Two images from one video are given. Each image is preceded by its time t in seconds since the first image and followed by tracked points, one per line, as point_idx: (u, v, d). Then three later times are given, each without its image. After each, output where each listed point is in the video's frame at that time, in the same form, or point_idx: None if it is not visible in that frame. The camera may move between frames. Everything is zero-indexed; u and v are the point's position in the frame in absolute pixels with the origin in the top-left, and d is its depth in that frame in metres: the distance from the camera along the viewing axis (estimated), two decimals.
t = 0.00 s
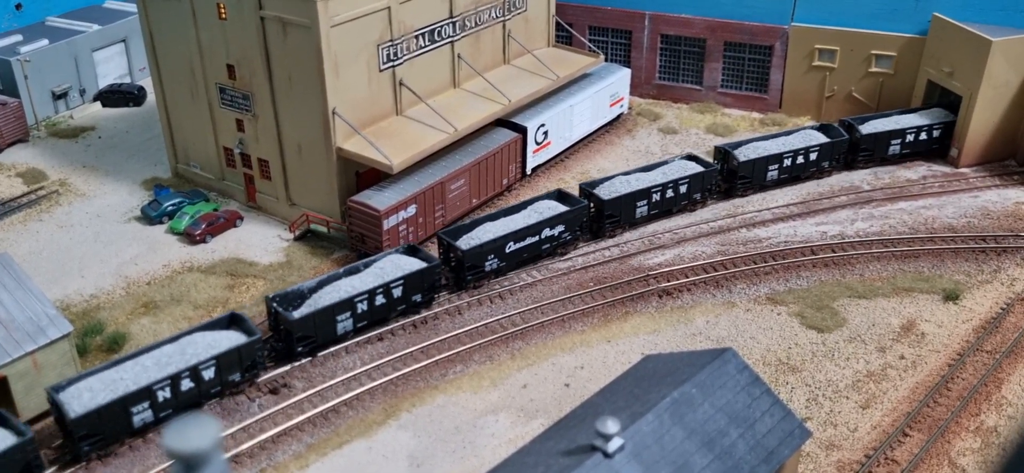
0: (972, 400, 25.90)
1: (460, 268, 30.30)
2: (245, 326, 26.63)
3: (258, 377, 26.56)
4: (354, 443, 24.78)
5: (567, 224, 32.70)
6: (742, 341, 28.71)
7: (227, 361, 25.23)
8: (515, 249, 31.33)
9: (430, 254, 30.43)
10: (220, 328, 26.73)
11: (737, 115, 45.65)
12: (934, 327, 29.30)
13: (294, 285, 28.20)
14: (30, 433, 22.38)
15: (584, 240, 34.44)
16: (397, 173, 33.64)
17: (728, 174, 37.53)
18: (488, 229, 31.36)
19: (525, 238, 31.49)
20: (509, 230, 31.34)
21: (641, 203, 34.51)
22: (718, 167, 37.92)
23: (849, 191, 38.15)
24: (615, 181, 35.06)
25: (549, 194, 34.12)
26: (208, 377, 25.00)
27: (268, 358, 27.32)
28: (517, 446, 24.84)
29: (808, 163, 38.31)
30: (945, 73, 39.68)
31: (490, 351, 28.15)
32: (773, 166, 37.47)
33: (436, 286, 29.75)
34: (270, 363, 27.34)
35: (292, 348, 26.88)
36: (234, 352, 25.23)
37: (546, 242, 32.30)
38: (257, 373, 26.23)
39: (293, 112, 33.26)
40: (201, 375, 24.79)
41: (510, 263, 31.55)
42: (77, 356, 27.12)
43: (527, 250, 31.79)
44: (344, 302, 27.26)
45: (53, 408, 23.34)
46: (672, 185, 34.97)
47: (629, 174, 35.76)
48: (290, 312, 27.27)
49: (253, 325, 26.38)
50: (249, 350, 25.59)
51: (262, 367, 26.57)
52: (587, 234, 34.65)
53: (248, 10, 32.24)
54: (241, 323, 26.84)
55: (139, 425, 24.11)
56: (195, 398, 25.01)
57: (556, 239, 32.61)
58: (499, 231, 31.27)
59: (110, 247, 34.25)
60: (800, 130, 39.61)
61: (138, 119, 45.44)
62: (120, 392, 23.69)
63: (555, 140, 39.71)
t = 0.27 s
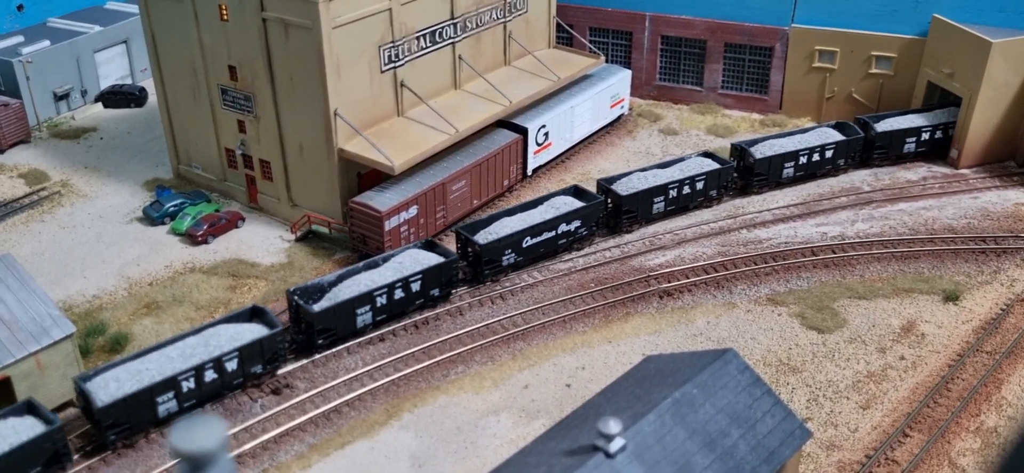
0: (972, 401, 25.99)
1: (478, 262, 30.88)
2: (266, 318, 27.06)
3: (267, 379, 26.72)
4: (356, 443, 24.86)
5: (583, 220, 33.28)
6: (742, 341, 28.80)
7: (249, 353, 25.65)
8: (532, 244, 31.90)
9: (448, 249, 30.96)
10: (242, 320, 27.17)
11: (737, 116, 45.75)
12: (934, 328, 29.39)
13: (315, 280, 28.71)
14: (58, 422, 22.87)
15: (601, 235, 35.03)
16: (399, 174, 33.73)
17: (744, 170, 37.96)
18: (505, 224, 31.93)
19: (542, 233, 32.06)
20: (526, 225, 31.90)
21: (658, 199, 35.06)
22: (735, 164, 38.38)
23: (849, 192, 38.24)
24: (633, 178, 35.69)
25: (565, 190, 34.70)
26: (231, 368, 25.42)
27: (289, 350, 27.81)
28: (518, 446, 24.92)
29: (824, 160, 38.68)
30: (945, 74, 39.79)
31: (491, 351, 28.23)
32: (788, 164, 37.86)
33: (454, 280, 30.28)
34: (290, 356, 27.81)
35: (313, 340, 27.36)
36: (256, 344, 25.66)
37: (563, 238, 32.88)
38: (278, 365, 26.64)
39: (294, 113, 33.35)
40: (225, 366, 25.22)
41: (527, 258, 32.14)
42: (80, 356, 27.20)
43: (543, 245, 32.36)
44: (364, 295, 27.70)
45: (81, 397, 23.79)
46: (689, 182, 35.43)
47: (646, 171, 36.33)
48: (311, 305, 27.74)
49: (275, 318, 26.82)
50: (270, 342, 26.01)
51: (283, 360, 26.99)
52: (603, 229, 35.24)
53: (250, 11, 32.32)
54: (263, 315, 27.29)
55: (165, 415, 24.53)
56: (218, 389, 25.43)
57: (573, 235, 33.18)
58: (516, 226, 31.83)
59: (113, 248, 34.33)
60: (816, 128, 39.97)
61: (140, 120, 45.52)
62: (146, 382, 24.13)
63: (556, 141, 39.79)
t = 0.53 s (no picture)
0: (970, 401, 26.02)
1: (495, 256, 31.35)
2: (290, 308, 27.53)
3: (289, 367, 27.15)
4: (355, 443, 24.89)
5: (600, 215, 33.70)
6: (741, 342, 28.83)
7: (275, 342, 26.08)
8: (549, 238, 32.35)
9: (467, 242, 31.43)
10: (265, 310, 27.61)
11: (736, 116, 45.78)
12: (933, 328, 29.42)
13: (337, 271, 29.18)
14: (90, 408, 23.32)
15: (617, 231, 35.43)
16: (398, 175, 33.75)
17: (759, 167, 38.20)
18: (522, 218, 32.37)
19: (558, 227, 32.51)
20: (543, 219, 32.33)
21: (673, 195, 35.40)
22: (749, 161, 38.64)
23: (847, 192, 38.28)
24: (648, 173, 36.06)
25: (582, 185, 35.11)
26: (257, 357, 25.85)
27: (312, 340, 28.25)
28: (517, 446, 24.95)
29: (838, 158, 38.91)
30: (943, 75, 39.84)
31: (490, 352, 28.26)
32: (802, 161, 38.09)
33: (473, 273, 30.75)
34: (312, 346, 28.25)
35: (335, 330, 27.85)
36: (282, 333, 26.10)
37: (579, 232, 33.31)
38: (302, 355, 27.08)
39: (294, 113, 33.38)
40: (250, 355, 25.65)
41: (544, 252, 32.60)
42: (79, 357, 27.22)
43: (560, 239, 32.81)
44: (385, 286, 28.19)
45: (111, 384, 24.26)
46: (704, 178, 35.80)
47: (662, 167, 36.72)
48: (333, 296, 28.24)
49: (299, 308, 27.28)
50: (295, 332, 26.44)
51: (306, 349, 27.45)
52: (619, 224, 35.67)
53: (249, 12, 32.35)
54: (287, 305, 27.74)
55: (192, 402, 24.99)
56: (244, 377, 25.85)
57: (589, 229, 33.61)
58: (533, 220, 32.27)
59: (112, 248, 34.35)
60: (830, 125, 40.23)
61: (139, 121, 45.52)
62: (174, 370, 24.58)
63: (555, 142, 39.82)
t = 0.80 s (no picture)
0: (968, 400, 25.98)
1: (512, 248, 31.86)
2: (313, 296, 28.05)
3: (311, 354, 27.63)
4: (353, 443, 24.84)
5: (616, 208, 34.13)
6: (739, 341, 28.79)
7: (298, 329, 26.58)
8: (565, 230, 32.83)
9: (485, 234, 31.87)
10: (288, 298, 28.14)
11: (735, 116, 45.75)
12: (931, 327, 29.39)
13: (358, 262, 29.66)
14: (120, 391, 23.73)
15: (632, 224, 35.87)
16: (396, 174, 33.70)
17: (773, 163, 38.55)
18: (539, 211, 32.88)
19: (575, 220, 32.97)
20: (559, 212, 32.83)
21: (689, 189, 35.77)
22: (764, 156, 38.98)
23: (846, 192, 38.25)
24: (664, 168, 36.46)
25: (599, 178, 35.56)
26: (282, 344, 26.37)
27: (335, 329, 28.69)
28: (515, 445, 24.91)
29: (852, 153, 39.14)
30: (942, 74, 39.80)
31: (488, 351, 28.22)
32: (817, 156, 38.36)
33: (491, 265, 31.17)
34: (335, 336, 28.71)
35: (356, 319, 28.31)
36: (305, 321, 26.58)
37: (595, 225, 33.77)
38: (325, 342, 27.58)
39: (291, 112, 33.34)
40: (275, 342, 26.17)
41: (561, 245, 33.09)
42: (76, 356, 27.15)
43: (577, 232, 33.28)
44: (405, 277, 28.66)
45: (141, 369, 24.84)
46: (719, 173, 36.14)
47: (677, 161, 37.08)
48: (355, 286, 28.73)
49: (321, 296, 27.82)
50: (318, 320, 26.95)
51: (329, 337, 27.96)
52: (635, 218, 36.14)
53: (246, 11, 32.30)
54: (310, 293, 28.25)
55: (219, 388, 25.54)
56: (269, 363, 26.37)
57: (605, 222, 34.06)
58: (550, 213, 32.77)
59: (110, 248, 34.30)
60: (845, 121, 40.50)
61: (137, 120, 45.47)
62: (201, 356, 25.13)
63: (553, 141, 39.78)
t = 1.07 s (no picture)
0: (964, 401, 26.12)
1: (529, 242, 32.44)
2: (336, 287, 28.60)
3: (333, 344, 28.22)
4: (351, 443, 24.96)
5: (631, 204, 34.69)
6: (736, 342, 28.93)
7: (322, 320, 27.15)
8: (581, 225, 33.42)
9: (502, 228, 32.42)
10: (311, 289, 28.67)
11: (732, 117, 45.89)
12: (927, 328, 29.53)
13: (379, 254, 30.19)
14: (150, 378, 24.24)
15: (647, 220, 36.38)
16: (395, 175, 33.83)
17: (787, 161, 38.93)
18: (556, 206, 33.45)
19: (591, 215, 33.55)
20: (575, 207, 33.40)
21: (703, 186, 36.26)
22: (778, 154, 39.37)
23: (843, 193, 38.40)
24: (679, 165, 36.95)
25: (614, 175, 36.09)
26: (306, 333, 26.90)
27: (356, 320, 29.20)
28: (513, 445, 25.04)
29: (865, 151, 39.53)
30: (939, 76, 39.95)
31: (487, 352, 28.35)
32: (831, 154, 38.79)
33: (509, 258, 31.75)
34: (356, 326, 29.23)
35: (378, 310, 28.86)
36: (330, 311, 27.16)
37: (611, 220, 34.34)
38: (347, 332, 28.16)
39: (291, 114, 33.47)
40: (300, 331, 26.70)
41: (576, 239, 33.64)
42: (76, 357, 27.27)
43: (592, 227, 33.84)
44: (426, 268, 29.23)
45: (170, 357, 25.25)
46: (733, 170, 36.61)
47: (692, 158, 37.54)
48: (376, 277, 29.28)
49: (344, 288, 28.37)
50: (341, 310, 27.52)
51: (351, 327, 28.54)
52: (648, 214, 36.60)
53: (246, 13, 32.44)
54: (333, 284, 28.78)
55: (246, 376, 26.00)
56: (293, 352, 26.88)
57: (620, 218, 34.63)
58: (566, 208, 33.34)
59: (109, 249, 34.41)
60: (859, 120, 40.90)
61: (136, 122, 45.57)
62: (230, 344, 25.57)
63: (551, 143, 39.91)
